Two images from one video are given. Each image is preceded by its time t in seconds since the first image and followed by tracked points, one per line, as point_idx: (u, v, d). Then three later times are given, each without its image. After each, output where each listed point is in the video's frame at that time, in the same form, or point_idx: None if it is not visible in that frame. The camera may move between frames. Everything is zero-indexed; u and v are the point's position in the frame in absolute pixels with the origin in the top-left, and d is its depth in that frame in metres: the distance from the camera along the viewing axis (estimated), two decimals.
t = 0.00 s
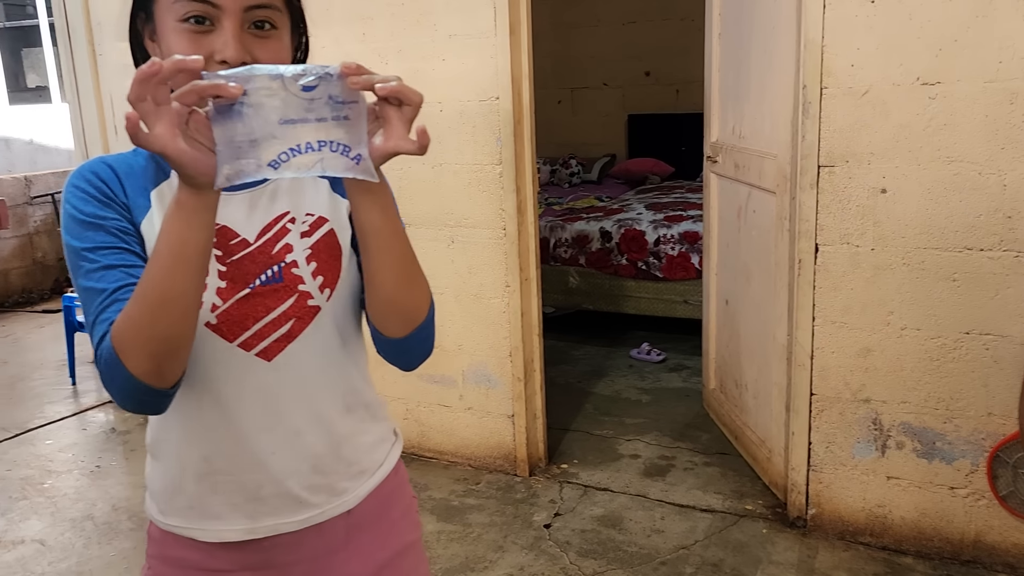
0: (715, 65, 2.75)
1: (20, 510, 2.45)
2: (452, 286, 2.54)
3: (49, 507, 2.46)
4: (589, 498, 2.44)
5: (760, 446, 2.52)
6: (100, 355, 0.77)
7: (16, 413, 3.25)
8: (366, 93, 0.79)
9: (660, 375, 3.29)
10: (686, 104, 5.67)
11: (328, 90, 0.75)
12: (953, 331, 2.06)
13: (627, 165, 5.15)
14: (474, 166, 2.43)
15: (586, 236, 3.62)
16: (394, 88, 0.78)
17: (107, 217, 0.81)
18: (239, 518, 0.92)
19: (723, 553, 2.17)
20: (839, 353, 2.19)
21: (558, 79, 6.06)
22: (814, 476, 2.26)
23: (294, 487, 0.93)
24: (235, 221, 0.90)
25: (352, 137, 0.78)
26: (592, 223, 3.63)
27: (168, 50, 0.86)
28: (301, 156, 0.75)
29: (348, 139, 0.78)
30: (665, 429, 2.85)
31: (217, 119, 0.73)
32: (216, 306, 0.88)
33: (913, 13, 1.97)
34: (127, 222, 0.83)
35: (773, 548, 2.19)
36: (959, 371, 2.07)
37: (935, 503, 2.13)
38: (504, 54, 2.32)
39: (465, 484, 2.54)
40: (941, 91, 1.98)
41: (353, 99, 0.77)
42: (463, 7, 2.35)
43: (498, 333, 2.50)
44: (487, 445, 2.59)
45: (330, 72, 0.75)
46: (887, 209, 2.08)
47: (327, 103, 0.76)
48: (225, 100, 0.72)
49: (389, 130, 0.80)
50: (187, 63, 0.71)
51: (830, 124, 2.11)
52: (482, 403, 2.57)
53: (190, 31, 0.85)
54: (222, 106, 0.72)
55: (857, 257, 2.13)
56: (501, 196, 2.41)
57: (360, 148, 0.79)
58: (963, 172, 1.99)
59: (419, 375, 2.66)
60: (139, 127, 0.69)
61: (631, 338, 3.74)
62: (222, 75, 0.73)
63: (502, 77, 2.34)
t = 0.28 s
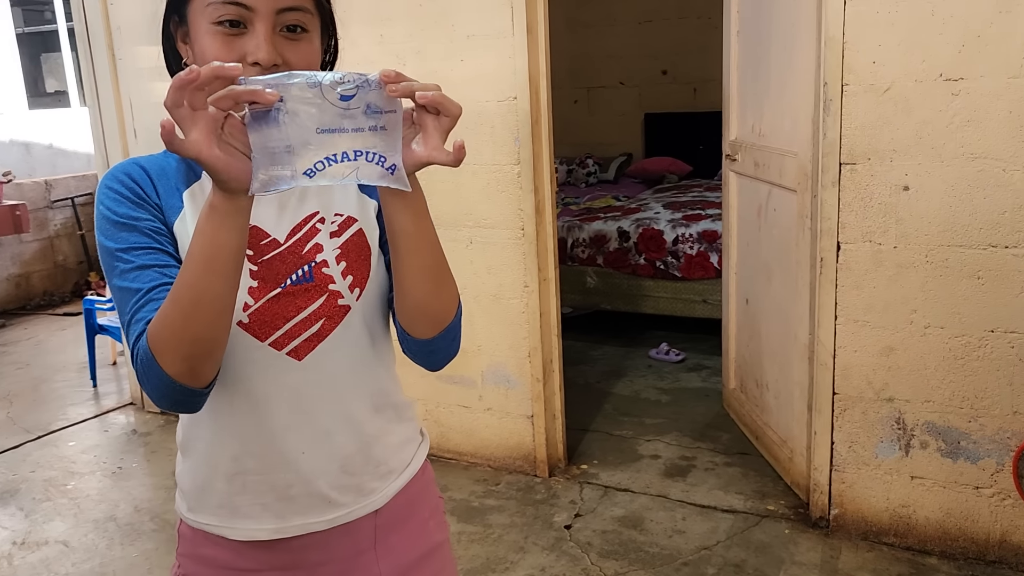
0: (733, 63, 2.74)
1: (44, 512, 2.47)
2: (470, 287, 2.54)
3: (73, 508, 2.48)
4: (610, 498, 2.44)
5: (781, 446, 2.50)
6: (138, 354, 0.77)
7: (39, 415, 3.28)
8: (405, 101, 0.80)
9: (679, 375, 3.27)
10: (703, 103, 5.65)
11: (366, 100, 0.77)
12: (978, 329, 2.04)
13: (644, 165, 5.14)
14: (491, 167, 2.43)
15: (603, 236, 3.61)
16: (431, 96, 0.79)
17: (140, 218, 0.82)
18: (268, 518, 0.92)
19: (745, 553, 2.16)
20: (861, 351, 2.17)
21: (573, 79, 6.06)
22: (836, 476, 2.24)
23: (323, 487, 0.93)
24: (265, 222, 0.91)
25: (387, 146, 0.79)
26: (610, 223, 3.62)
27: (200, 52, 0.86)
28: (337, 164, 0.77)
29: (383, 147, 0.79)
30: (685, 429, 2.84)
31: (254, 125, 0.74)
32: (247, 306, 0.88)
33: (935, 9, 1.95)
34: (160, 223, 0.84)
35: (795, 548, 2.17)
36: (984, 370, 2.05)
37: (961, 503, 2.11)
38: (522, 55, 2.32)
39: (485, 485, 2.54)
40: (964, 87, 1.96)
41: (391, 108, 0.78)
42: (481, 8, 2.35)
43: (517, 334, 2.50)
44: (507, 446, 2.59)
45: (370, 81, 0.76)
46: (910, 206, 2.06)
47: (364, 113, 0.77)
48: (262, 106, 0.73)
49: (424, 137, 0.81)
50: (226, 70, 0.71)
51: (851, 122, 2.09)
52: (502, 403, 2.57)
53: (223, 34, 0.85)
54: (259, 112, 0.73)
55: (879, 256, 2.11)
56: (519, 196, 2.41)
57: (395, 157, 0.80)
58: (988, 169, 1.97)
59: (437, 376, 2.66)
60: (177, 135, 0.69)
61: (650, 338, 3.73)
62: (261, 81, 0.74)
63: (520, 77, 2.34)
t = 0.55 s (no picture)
0: (736, 61, 2.73)
1: (52, 516, 2.48)
2: (475, 288, 2.54)
3: (80, 513, 2.49)
4: (617, 499, 2.43)
5: (788, 445, 2.49)
6: (154, 354, 0.77)
7: (46, 420, 3.29)
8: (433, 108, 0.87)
9: (685, 375, 3.26)
10: (706, 101, 5.64)
11: (408, 110, 0.83)
12: (985, 325, 2.03)
13: (648, 164, 5.13)
14: (495, 168, 2.43)
15: (608, 236, 3.60)
16: (463, 101, 0.86)
17: (149, 218, 0.83)
18: (278, 518, 0.92)
19: (753, 553, 2.15)
20: (868, 349, 2.16)
21: (577, 79, 6.05)
22: (844, 474, 2.23)
23: (334, 487, 0.93)
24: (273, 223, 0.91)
25: (432, 150, 0.86)
26: (614, 223, 3.62)
27: (210, 52, 0.86)
28: (396, 173, 0.83)
29: (429, 151, 0.86)
30: (692, 429, 2.83)
31: (311, 146, 0.78)
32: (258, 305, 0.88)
33: (940, 3, 1.94)
34: (168, 223, 0.85)
35: (803, 548, 2.17)
36: (992, 366, 2.04)
37: (969, 501, 2.10)
38: (525, 55, 2.32)
39: (491, 486, 2.53)
40: (969, 83, 1.95)
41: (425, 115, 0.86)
42: (483, 9, 2.35)
43: (522, 334, 2.50)
44: (513, 447, 2.59)
45: (406, 92, 0.83)
46: (915, 203, 2.05)
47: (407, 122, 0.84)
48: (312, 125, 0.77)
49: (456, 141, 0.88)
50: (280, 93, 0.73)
51: (856, 118, 2.08)
52: (507, 404, 2.56)
53: (234, 35, 0.85)
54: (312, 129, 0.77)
55: (885, 253, 2.11)
56: (523, 197, 2.41)
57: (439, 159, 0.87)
58: (993, 165, 1.96)
59: (443, 377, 2.66)
60: (255, 172, 0.72)
61: (655, 338, 3.72)
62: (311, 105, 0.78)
63: (524, 77, 2.34)
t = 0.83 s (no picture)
0: (725, 61, 2.74)
1: (46, 524, 2.48)
2: (467, 291, 2.54)
3: (74, 521, 2.49)
4: (610, 499, 2.43)
5: (781, 444, 2.49)
6: (183, 361, 0.77)
7: (39, 428, 3.29)
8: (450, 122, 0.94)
9: (679, 375, 3.27)
10: (697, 102, 5.65)
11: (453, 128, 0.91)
12: (974, 322, 2.03)
13: (640, 165, 5.15)
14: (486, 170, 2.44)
15: (601, 237, 3.61)
16: (485, 116, 0.94)
17: (146, 230, 0.83)
18: (280, 523, 0.92)
19: (747, 552, 2.16)
20: (858, 347, 2.16)
21: (569, 80, 6.07)
22: (836, 472, 2.23)
23: (336, 487, 0.94)
24: (260, 226, 0.94)
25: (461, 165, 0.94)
26: (607, 224, 3.63)
27: (202, 63, 0.89)
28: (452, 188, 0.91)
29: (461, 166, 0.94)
30: (685, 429, 2.83)
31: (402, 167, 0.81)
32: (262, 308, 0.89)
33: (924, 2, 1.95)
34: (162, 233, 0.86)
35: (797, 546, 2.17)
36: (982, 362, 2.04)
37: (961, 497, 2.10)
38: (514, 58, 2.33)
39: (485, 489, 2.54)
40: (955, 80, 1.96)
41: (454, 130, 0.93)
42: (472, 13, 2.36)
43: (515, 336, 2.50)
44: (506, 449, 2.59)
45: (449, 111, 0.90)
46: (903, 200, 2.06)
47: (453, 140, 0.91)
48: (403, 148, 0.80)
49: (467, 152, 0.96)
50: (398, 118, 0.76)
51: (843, 117, 2.09)
52: (501, 406, 2.57)
53: (228, 46, 0.89)
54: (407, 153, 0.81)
55: (874, 251, 2.11)
56: (514, 200, 2.41)
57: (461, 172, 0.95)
58: (980, 161, 1.97)
59: (436, 381, 2.66)
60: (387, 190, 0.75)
61: (649, 339, 3.73)
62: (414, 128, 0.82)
63: (513, 80, 2.34)
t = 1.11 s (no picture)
0: (704, 63, 2.76)
1: (29, 536, 2.47)
2: (449, 296, 2.55)
3: (57, 532, 2.48)
4: (595, 503, 2.44)
5: (764, 444, 2.51)
6: (206, 369, 0.80)
7: (22, 440, 3.28)
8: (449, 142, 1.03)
9: (663, 378, 3.28)
10: (680, 105, 5.67)
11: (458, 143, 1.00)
12: (951, 321, 2.05)
13: (625, 168, 5.17)
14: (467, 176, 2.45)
15: (585, 240, 3.62)
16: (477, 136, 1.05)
17: (139, 247, 0.86)
18: (279, 526, 0.98)
19: (730, 553, 2.17)
20: (837, 347, 2.18)
21: (553, 84, 6.08)
22: (818, 472, 2.25)
23: (328, 487, 1.01)
24: (238, 237, 1.03)
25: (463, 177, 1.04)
26: (591, 227, 3.64)
27: (187, 77, 0.93)
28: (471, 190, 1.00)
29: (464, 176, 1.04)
30: (670, 431, 2.85)
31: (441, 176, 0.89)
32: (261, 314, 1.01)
33: (897, 5, 1.97)
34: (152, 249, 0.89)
35: (780, 546, 2.18)
36: (960, 361, 2.06)
37: (941, 495, 2.12)
38: (494, 64, 2.34)
39: (470, 494, 2.54)
40: (928, 82, 1.98)
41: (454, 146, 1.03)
42: (452, 19, 2.37)
43: (498, 341, 2.51)
44: (491, 454, 2.60)
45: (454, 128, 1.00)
46: (880, 201, 2.08)
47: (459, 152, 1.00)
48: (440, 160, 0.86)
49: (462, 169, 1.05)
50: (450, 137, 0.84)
51: (819, 120, 2.11)
52: (485, 411, 2.57)
53: (209, 63, 0.94)
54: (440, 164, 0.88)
55: (852, 251, 2.13)
56: (495, 205, 2.42)
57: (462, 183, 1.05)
58: (955, 162, 1.99)
59: (420, 386, 2.66)
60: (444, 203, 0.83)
61: (634, 341, 3.74)
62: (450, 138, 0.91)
63: (492, 85, 2.35)
